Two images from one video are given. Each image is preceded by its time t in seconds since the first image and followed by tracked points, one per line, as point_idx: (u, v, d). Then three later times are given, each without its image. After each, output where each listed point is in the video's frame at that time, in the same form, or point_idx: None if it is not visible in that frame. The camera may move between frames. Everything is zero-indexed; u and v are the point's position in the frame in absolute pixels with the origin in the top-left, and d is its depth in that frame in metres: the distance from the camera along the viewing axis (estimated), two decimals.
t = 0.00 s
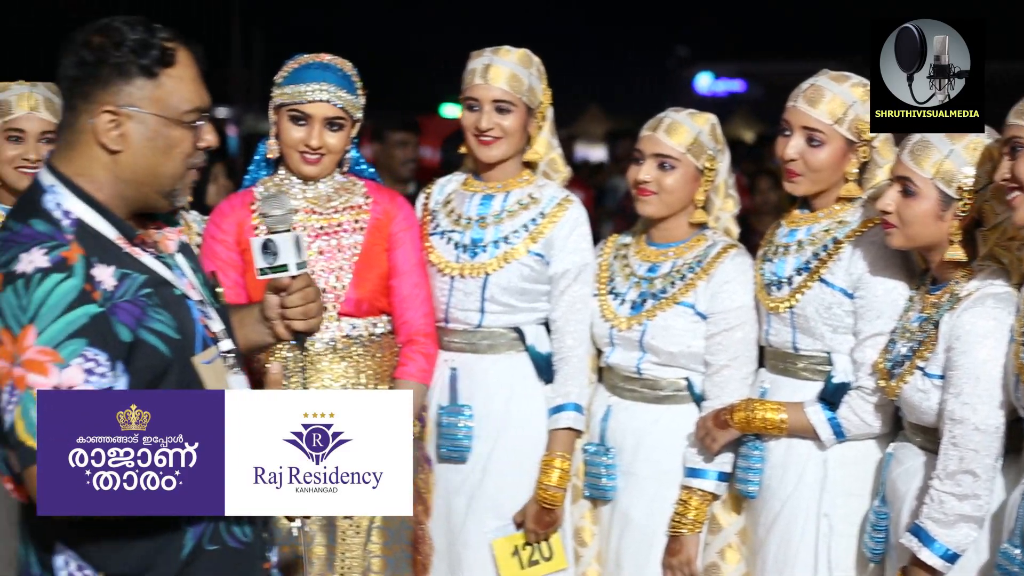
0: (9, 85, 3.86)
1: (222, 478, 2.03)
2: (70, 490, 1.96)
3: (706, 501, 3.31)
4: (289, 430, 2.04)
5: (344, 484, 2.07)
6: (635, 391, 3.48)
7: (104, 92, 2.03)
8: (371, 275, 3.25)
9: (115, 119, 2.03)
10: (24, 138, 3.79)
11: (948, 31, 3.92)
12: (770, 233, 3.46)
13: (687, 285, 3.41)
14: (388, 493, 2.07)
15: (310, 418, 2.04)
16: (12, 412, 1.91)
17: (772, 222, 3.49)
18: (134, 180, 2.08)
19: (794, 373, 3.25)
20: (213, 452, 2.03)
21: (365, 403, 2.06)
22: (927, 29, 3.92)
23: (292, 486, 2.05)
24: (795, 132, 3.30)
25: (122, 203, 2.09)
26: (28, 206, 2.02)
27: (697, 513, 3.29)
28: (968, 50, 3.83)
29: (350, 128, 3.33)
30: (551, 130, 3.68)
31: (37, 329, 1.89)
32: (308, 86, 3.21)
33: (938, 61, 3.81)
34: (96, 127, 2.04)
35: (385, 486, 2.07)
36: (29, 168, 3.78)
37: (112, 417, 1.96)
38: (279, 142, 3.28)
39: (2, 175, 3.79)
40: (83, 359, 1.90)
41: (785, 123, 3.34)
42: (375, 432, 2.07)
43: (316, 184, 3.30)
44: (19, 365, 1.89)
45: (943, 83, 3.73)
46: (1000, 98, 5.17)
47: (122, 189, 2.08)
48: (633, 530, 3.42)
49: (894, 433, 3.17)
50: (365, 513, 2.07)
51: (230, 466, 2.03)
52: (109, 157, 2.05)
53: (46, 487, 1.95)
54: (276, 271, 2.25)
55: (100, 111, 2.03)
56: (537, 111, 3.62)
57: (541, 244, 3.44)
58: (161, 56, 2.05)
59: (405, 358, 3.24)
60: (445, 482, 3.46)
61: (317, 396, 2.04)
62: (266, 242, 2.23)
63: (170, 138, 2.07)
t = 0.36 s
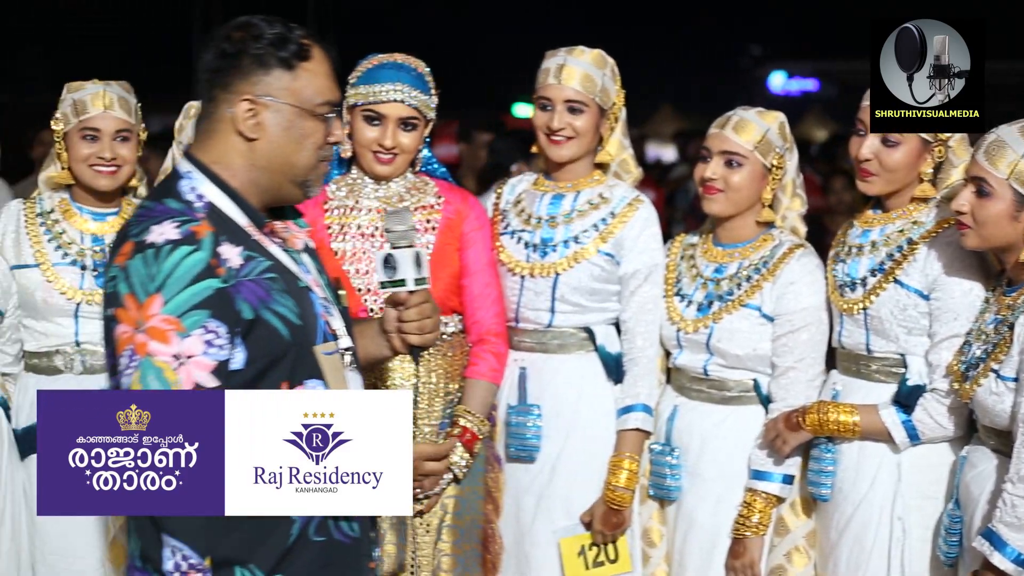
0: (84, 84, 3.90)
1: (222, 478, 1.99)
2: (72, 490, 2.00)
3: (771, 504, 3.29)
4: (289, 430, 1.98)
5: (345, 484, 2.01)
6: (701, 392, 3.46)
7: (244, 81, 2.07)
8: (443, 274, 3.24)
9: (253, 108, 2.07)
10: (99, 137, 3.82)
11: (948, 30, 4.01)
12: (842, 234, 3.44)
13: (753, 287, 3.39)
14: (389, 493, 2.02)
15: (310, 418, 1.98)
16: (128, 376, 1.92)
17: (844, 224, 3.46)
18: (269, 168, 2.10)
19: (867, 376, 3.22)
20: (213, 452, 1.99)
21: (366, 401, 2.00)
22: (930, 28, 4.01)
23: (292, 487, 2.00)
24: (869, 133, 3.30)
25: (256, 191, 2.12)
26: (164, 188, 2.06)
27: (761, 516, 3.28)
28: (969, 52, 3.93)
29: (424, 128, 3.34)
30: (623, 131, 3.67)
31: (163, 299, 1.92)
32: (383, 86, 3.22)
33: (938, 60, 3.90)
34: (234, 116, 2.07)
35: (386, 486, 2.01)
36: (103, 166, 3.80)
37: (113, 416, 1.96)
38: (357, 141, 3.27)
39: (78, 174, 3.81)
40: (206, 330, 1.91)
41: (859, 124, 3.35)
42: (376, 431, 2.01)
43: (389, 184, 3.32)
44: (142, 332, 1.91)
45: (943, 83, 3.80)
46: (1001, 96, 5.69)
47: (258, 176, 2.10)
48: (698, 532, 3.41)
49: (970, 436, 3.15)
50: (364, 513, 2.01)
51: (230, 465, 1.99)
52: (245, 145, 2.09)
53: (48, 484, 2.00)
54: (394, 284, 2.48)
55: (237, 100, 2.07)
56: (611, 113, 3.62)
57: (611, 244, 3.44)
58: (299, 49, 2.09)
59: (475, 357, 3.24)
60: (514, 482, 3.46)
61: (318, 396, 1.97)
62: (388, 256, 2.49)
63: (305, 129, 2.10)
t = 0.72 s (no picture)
0: (107, 84, 3.88)
1: (221, 477, 1.94)
2: (71, 489, 1.97)
3: (804, 506, 3.28)
4: (288, 430, 1.90)
5: (345, 485, 1.94)
6: (729, 394, 3.46)
7: (346, 78, 2.02)
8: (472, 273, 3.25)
9: (355, 102, 2.02)
10: (128, 139, 3.84)
11: (949, 28, 3.87)
12: (872, 235, 3.43)
13: (782, 289, 3.39)
14: (389, 494, 1.94)
15: (310, 418, 1.87)
16: (251, 327, 1.84)
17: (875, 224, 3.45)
18: (368, 163, 2.04)
19: (895, 376, 3.21)
20: (212, 453, 1.94)
21: (366, 404, 1.88)
22: (929, 27, 3.89)
23: (292, 487, 1.93)
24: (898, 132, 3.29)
25: (358, 186, 2.06)
26: (271, 175, 2.03)
27: (794, 519, 3.27)
28: (968, 50, 3.79)
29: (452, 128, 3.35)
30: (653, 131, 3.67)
31: (281, 252, 1.87)
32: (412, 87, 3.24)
33: (938, 61, 3.79)
34: (336, 110, 2.02)
35: (386, 486, 1.94)
36: (133, 167, 3.83)
37: (113, 415, 1.96)
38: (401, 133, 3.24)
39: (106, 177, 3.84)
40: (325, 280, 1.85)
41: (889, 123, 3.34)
42: (375, 433, 1.92)
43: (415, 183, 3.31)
44: (263, 283, 1.86)
45: (942, 83, 3.66)
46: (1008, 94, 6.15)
47: (358, 171, 2.04)
48: (729, 533, 3.41)
49: (999, 437, 3.13)
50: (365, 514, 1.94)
51: (230, 465, 1.94)
52: (345, 138, 2.03)
53: (48, 484, 1.97)
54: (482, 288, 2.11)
55: (340, 94, 2.02)
56: (643, 113, 3.62)
57: (640, 244, 3.45)
58: (400, 52, 2.05)
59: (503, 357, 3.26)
60: (542, 482, 3.47)
61: (313, 396, 1.84)
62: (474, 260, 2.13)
63: (403, 126, 2.03)
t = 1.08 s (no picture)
0: (99, 88, 3.89)
1: (222, 477, 1.97)
2: (71, 489, 1.99)
3: (800, 509, 3.28)
4: (289, 430, 1.94)
5: (345, 484, 1.96)
6: (727, 394, 3.47)
7: (392, 75, 2.15)
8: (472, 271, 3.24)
9: (401, 98, 2.14)
10: (123, 142, 3.85)
11: (948, 30, 3.87)
12: (871, 235, 3.43)
13: (783, 292, 3.40)
14: (389, 494, 1.95)
15: (310, 418, 1.93)
16: (315, 318, 1.91)
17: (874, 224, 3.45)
18: (416, 154, 2.17)
19: (893, 376, 3.22)
20: (213, 452, 1.97)
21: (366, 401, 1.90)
22: (929, 27, 3.89)
23: (292, 487, 1.95)
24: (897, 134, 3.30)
25: (406, 176, 2.19)
26: (320, 171, 2.16)
27: (789, 521, 3.26)
28: (968, 50, 3.79)
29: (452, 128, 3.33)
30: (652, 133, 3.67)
31: (338, 243, 1.94)
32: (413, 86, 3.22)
33: (938, 61, 3.80)
34: (384, 106, 2.15)
35: (386, 486, 1.95)
36: (130, 170, 3.84)
37: (113, 416, 1.96)
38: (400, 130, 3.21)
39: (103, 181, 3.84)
40: (380, 271, 1.93)
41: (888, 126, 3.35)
42: (375, 432, 1.93)
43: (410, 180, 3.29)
44: (324, 274, 1.92)
45: (943, 84, 3.66)
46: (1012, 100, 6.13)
47: (406, 162, 2.17)
48: (725, 535, 3.40)
49: (995, 438, 3.14)
50: (366, 514, 1.95)
51: (230, 465, 1.96)
52: (392, 132, 2.16)
53: (48, 485, 1.99)
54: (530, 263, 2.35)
55: (388, 91, 2.15)
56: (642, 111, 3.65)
57: (640, 243, 3.47)
58: (443, 46, 2.17)
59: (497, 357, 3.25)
60: (540, 480, 3.48)
61: (316, 396, 1.91)
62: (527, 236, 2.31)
63: (448, 117, 2.16)
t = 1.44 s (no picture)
0: (72, 89, 3.89)
1: (221, 477, 2.03)
2: (72, 489, 2.06)
3: (776, 509, 3.29)
4: (289, 430, 2.00)
5: (345, 484, 2.03)
6: (705, 394, 3.48)
7: (402, 76, 2.21)
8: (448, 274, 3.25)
9: (411, 99, 2.21)
10: (99, 142, 3.85)
11: (948, 31, 3.93)
12: (850, 235, 3.44)
13: (761, 292, 3.41)
14: (388, 493, 2.02)
15: (310, 418, 1.99)
16: (295, 315, 2.00)
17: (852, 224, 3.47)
18: (423, 154, 2.24)
19: (872, 376, 3.23)
20: (212, 453, 2.03)
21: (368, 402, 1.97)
22: (927, 28, 3.92)
23: (292, 486, 2.02)
24: (876, 134, 3.32)
25: (410, 175, 2.26)
26: (326, 166, 2.25)
27: (765, 521, 3.28)
28: (968, 50, 3.87)
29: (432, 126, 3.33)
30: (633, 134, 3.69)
31: (327, 241, 2.03)
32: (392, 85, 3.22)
33: (938, 62, 3.83)
34: (393, 106, 2.21)
35: (386, 486, 2.02)
36: (107, 170, 3.83)
37: (114, 415, 2.04)
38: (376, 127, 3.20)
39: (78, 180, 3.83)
40: (365, 272, 2.02)
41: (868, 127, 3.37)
42: (375, 433, 2.00)
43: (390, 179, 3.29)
44: (309, 272, 2.02)
45: (943, 83, 3.73)
46: (1000, 97, 6.05)
47: (413, 162, 2.24)
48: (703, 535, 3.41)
49: (972, 437, 3.14)
50: (366, 512, 2.02)
51: (230, 466, 2.03)
52: (400, 132, 2.23)
53: (49, 484, 2.07)
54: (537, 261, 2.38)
55: (396, 91, 2.21)
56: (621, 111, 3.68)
57: (621, 243, 3.49)
58: (452, 50, 2.25)
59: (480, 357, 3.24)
60: (519, 481, 3.48)
61: (313, 397, 1.97)
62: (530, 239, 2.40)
63: (456, 119, 2.23)
